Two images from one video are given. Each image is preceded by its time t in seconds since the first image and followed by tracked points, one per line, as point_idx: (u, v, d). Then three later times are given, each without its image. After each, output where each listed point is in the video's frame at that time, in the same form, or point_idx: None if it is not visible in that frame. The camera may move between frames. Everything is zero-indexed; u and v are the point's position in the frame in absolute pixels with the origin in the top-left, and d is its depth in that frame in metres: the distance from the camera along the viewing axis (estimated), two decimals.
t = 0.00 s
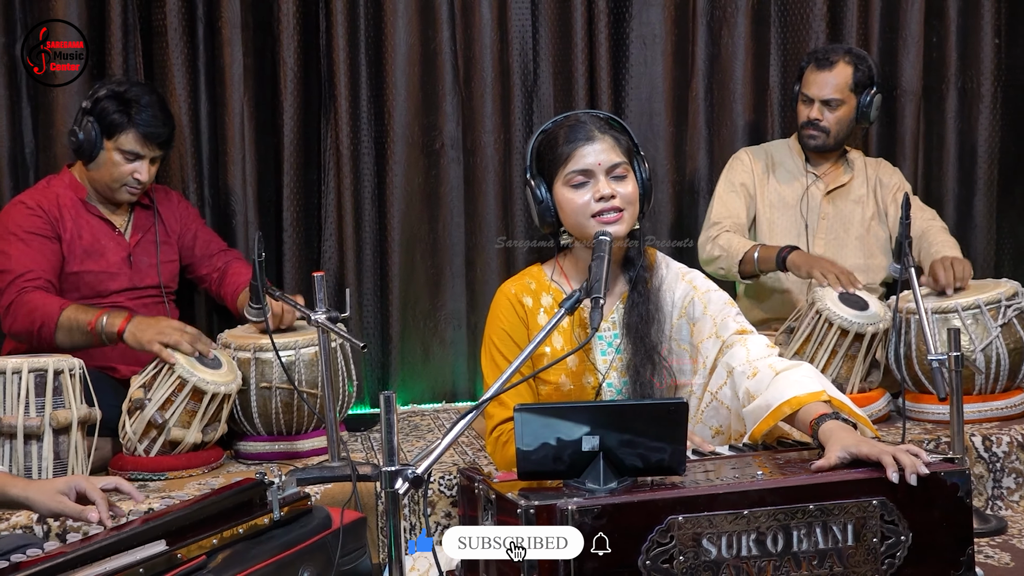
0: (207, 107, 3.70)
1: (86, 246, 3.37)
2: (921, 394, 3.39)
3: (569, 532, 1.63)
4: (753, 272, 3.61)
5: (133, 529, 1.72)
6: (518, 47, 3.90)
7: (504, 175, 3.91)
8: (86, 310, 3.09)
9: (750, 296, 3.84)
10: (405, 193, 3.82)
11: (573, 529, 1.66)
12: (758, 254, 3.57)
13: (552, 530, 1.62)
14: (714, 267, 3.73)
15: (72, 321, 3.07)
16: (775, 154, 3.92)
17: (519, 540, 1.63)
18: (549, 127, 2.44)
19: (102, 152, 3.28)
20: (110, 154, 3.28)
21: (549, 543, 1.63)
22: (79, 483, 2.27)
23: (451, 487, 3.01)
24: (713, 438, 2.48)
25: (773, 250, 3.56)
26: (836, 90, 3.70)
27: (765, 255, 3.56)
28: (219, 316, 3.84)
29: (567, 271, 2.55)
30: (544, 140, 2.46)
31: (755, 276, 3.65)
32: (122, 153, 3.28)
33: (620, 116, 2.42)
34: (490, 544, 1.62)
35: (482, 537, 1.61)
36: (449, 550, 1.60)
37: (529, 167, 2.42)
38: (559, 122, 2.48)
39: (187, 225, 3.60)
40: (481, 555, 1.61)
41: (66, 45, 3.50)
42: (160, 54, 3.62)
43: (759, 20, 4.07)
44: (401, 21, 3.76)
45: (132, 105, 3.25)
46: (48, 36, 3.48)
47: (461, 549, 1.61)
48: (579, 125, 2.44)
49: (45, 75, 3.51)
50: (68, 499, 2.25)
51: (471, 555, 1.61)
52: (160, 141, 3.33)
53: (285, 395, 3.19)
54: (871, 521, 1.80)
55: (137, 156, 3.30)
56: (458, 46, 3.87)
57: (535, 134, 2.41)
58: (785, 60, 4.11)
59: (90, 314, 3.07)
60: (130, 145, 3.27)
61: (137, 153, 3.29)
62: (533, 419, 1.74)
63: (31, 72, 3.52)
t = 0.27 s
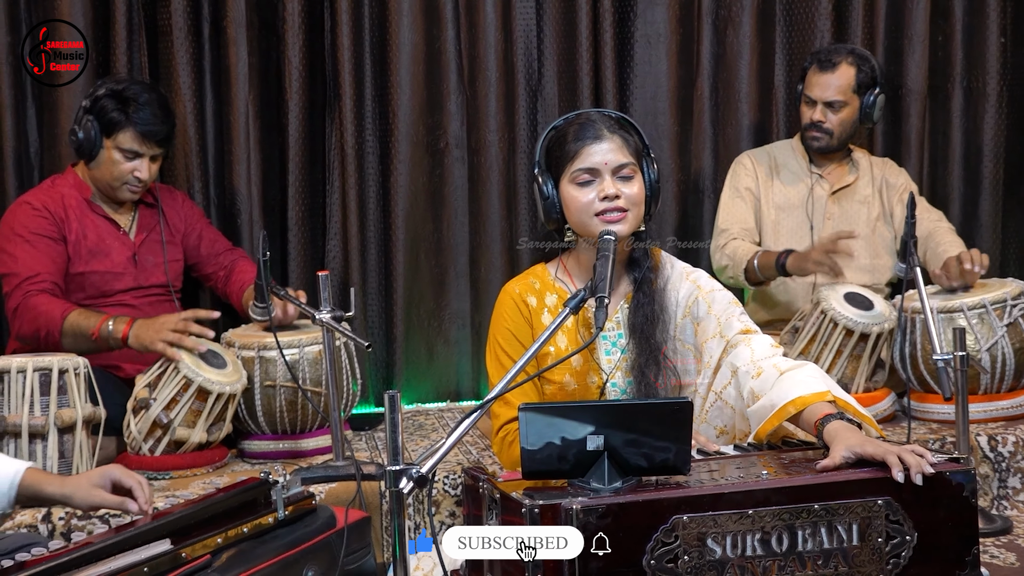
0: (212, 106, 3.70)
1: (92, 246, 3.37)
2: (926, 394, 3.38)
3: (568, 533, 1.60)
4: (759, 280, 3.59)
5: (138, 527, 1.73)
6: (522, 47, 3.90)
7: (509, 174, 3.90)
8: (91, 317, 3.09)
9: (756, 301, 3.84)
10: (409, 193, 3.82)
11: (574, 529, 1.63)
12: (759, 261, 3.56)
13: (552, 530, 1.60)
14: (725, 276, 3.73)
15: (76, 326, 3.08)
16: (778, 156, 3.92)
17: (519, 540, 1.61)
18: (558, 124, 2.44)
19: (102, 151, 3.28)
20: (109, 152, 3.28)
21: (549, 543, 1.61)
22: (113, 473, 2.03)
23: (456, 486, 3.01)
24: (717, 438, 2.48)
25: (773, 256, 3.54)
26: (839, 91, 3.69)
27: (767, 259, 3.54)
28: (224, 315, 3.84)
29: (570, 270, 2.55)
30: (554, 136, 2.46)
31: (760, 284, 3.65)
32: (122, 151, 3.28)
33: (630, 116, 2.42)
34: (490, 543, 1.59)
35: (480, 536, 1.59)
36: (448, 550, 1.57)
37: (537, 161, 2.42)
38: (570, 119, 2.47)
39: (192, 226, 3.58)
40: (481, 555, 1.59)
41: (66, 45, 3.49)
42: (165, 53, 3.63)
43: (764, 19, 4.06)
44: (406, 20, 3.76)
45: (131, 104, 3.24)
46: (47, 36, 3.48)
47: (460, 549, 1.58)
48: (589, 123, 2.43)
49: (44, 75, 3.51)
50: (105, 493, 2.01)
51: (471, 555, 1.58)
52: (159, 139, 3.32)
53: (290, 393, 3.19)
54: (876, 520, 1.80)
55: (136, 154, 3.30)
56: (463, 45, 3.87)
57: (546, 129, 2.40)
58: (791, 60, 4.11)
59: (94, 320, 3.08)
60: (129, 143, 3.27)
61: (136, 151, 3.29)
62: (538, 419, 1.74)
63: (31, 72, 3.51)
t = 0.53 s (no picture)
0: (217, 105, 3.70)
1: (98, 245, 3.37)
2: (931, 394, 3.38)
3: (569, 533, 1.61)
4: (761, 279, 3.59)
5: (142, 527, 1.73)
6: (527, 46, 3.90)
7: (513, 173, 3.91)
8: (98, 316, 3.08)
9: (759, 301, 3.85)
10: (414, 192, 3.83)
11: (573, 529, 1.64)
12: (763, 260, 3.55)
13: (553, 530, 1.60)
14: (726, 269, 3.72)
15: (84, 326, 3.06)
16: (783, 154, 3.92)
17: (520, 540, 1.60)
18: (564, 122, 2.44)
19: (104, 149, 3.28)
20: (112, 150, 3.28)
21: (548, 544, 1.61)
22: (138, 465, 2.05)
23: (461, 486, 3.01)
24: (721, 437, 2.48)
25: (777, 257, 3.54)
26: (840, 89, 3.69)
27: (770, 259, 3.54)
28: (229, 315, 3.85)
29: (572, 269, 2.55)
30: (559, 134, 2.47)
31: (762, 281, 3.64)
32: (124, 149, 3.28)
33: (636, 115, 2.42)
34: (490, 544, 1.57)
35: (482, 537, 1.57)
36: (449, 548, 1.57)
37: (543, 158, 2.42)
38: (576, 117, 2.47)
39: (199, 227, 3.60)
40: (481, 555, 1.57)
41: (66, 45, 3.49)
42: (170, 52, 3.63)
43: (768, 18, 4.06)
44: (411, 20, 3.76)
45: (133, 101, 3.24)
46: (48, 36, 3.48)
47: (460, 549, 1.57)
48: (595, 122, 2.44)
49: (44, 74, 3.51)
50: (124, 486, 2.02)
51: (472, 555, 1.57)
52: (162, 137, 3.32)
53: (294, 392, 3.19)
54: (881, 520, 1.80)
55: (139, 152, 3.30)
56: (468, 45, 3.87)
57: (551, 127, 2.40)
58: (796, 58, 4.10)
59: (102, 318, 3.06)
60: (131, 141, 3.27)
61: (138, 149, 3.29)
62: (542, 418, 1.73)
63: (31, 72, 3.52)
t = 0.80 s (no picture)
0: (222, 105, 3.71)
1: (103, 244, 3.38)
2: (936, 393, 3.37)
3: (569, 533, 1.60)
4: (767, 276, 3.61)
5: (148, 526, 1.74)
6: (532, 45, 3.90)
7: (518, 172, 3.90)
8: (100, 304, 3.08)
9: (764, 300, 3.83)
10: (419, 191, 3.83)
11: (573, 529, 1.63)
12: (769, 257, 3.57)
13: (553, 530, 1.60)
14: (734, 273, 3.74)
15: (87, 316, 3.07)
16: (789, 154, 3.91)
17: (520, 540, 1.60)
18: (564, 126, 2.43)
19: (109, 146, 3.29)
20: (116, 148, 3.28)
21: (549, 543, 1.61)
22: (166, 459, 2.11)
23: (465, 484, 3.01)
24: (726, 436, 2.48)
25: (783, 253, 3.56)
26: (847, 90, 3.69)
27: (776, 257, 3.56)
28: (234, 314, 3.85)
29: (581, 268, 2.55)
30: (560, 138, 2.46)
31: (768, 280, 3.66)
32: (129, 146, 3.28)
33: (635, 113, 2.41)
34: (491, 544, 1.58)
35: (483, 537, 1.58)
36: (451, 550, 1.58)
37: (544, 164, 2.41)
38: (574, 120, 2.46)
39: (204, 227, 3.60)
40: (481, 555, 1.58)
41: (67, 45, 3.50)
42: (176, 50, 3.63)
43: (773, 17, 4.06)
44: (416, 19, 3.77)
45: (138, 98, 3.25)
46: (48, 36, 3.49)
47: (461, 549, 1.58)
48: (594, 124, 2.43)
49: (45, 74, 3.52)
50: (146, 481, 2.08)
51: (472, 554, 1.58)
52: (167, 135, 3.32)
53: (299, 391, 3.20)
54: (886, 519, 1.80)
55: (143, 149, 3.30)
56: (473, 44, 3.87)
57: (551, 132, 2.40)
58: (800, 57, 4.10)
59: (102, 307, 3.06)
60: (135, 138, 3.27)
61: (143, 146, 3.29)
62: (547, 417, 1.74)
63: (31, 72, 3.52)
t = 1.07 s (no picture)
0: (227, 104, 3.71)
1: (108, 244, 3.37)
2: (941, 393, 3.37)
3: (569, 532, 1.59)
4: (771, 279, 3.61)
5: (154, 524, 1.73)
6: (536, 45, 3.90)
7: (522, 172, 3.90)
8: (112, 307, 3.11)
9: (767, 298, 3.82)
10: (424, 190, 3.83)
11: (573, 528, 1.62)
12: (775, 262, 3.59)
13: (553, 530, 1.59)
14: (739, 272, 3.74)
15: (96, 317, 3.09)
16: (794, 153, 3.89)
17: (520, 540, 1.59)
18: (578, 119, 2.42)
19: (115, 147, 3.29)
20: (123, 148, 3.28)
21: (549, 543, 1.60)
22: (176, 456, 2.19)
23: (470, 483, 3.02)
24: (730, 436, 2.48)
25: (789, 259, 3.58)
26: (852, 92, 3.68)
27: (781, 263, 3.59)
28: (238, 313, 3.86)
29: (582, 267, 2.56)
30: (572, 130, 2.45)
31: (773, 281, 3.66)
32: (135, 147, 3.28)
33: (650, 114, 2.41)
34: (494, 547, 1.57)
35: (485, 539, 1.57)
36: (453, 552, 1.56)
37: (554, 154, 2.40)
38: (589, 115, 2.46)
39: (208, 222, 3.61)
40: (481, 555, 1.57)
41: (67, 45, 3.50)
42: (181, 50, 3.64)
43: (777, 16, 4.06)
44: (420, 18, 3.76)
45: (145, 99, 3.25)
46: (48, 36, 3.50)
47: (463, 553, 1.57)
48: (607, 119, 2.42)
49: (44, 75, 3.53)
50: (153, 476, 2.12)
51: (472, 555, 1.57)
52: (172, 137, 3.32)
53: (304, 391, 3.20)
54: (891, 519, 1.80)
55: (149, 150, 3.30)
56: (477, 43, 3.87)
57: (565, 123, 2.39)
58: (805, 56, 4.09)
59: (114, 309, 3.09)
60: (141, 139, 3.27)
61: (149, 148, 3.29)
62: (551, 416, 1.73)
63: (31, 72, 3.52)
